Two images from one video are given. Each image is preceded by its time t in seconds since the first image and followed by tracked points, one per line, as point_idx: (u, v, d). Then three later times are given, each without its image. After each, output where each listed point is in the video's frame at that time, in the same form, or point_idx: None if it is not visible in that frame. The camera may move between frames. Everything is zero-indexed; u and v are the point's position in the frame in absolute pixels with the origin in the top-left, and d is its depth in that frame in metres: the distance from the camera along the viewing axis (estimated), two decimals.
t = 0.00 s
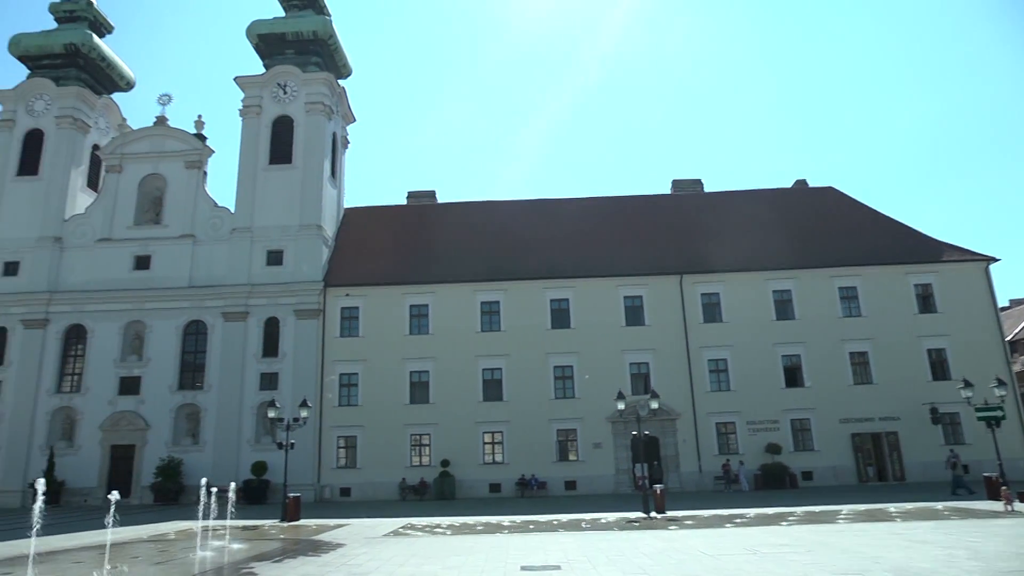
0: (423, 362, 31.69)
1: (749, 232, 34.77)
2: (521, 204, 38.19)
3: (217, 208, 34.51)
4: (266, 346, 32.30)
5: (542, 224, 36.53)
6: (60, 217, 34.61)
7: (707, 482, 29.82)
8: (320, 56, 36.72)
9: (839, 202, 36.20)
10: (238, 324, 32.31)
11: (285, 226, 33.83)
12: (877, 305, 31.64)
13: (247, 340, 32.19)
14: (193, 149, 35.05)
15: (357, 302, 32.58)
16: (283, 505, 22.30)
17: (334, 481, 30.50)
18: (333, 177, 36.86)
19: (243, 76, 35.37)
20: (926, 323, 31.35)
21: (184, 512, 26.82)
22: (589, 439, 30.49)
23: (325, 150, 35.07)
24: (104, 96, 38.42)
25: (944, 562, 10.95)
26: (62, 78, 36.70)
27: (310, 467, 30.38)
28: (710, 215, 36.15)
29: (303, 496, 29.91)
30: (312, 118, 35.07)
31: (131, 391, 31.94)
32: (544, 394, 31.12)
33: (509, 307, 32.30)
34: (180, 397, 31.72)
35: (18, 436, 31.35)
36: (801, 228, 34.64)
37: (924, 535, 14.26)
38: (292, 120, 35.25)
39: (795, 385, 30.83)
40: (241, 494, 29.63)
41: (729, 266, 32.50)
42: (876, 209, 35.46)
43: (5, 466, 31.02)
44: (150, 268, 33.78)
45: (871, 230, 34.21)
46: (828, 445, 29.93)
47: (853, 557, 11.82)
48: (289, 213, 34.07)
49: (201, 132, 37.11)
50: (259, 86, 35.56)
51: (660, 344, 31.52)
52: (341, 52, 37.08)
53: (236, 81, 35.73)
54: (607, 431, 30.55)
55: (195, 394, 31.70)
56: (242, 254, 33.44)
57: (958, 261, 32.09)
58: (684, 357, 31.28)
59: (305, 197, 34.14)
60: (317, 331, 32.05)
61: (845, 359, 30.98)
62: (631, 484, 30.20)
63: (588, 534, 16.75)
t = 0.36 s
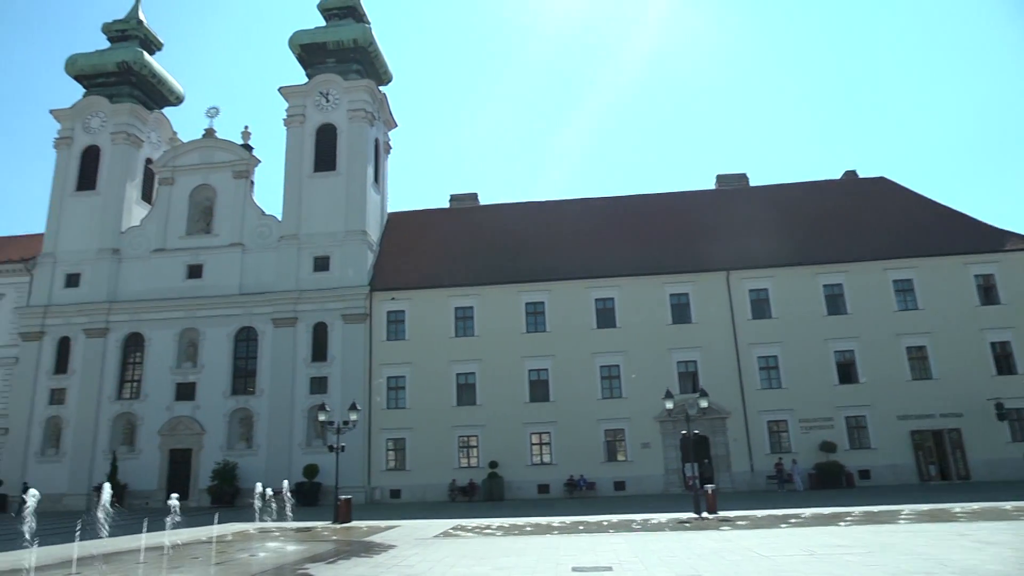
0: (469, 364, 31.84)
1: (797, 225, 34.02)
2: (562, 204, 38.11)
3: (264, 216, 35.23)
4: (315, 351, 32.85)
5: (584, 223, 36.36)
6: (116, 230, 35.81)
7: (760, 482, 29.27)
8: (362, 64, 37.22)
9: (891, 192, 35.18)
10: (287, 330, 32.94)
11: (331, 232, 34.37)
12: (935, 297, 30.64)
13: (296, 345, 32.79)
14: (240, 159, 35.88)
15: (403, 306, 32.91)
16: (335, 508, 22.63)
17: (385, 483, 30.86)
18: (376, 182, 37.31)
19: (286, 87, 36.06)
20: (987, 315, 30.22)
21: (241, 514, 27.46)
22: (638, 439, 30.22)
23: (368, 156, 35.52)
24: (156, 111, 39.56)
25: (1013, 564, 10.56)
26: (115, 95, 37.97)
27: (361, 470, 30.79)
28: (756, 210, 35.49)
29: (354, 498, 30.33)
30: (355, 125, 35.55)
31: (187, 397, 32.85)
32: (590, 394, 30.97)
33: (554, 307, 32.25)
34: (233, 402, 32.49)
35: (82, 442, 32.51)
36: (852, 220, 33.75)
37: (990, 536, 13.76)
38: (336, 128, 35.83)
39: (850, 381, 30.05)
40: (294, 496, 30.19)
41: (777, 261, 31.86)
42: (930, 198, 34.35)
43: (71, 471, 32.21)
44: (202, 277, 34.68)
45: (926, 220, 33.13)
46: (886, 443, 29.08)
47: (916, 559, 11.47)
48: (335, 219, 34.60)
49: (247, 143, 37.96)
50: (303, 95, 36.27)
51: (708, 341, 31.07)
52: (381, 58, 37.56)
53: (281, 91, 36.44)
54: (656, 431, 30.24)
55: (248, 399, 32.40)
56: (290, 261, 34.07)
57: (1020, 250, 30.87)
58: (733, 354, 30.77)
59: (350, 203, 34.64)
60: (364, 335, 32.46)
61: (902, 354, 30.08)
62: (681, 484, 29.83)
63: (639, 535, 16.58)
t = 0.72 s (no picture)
0: (518, 365, 31.86)
1: (851, 218, 33.08)
2: (608, 203, 37.87)
3: (314, 222, 35.88)
4: (366, 354, 33.30)
5: (630, 222, 36.05)
6: (174, 239, 36.93)
7: (817, 482, 28.53)
8: (406, 70, 37.66)
9: (951, 180, 33.90)
10: (338, 334, 33.46)
11: (379, 236, 34.80)
12: (1001, 289, 29.40)
13: (348, 349, 33.30)
14: (290, 167, 36.65)
15: (451, 308, 33.14)
16: (388, 508, 22.88)
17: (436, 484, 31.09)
18: (423, 186, 37.66)
19: (333, 95, 36.69)
20: None
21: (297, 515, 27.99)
22: (690, 439, 29.78)
23: (414, 160, 35.87)
24: (209, 123, 40.69)
25: None
26: (171, 109, 39.23)
27: (412, 471, 31.08)
28: (808, 203, 34.65)
29: (407, 499, 30.63)
30: (400, 130, 35.95)
31: (244, 400, 33.68)
32: (641, 394, 30.66)
33: (602, 307, 32.05)
34: (288, 405, 33.16)
35: (145, 445, 33.61)
36: (910, 211, 32.64)
37: None
38: (382, 133, 36.31)
39: (911, 378, 29.08)
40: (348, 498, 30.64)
41: (832, 255, 31.03)
42: (994, 186, 32.98)
43: (135, 473, 33.32)
44: (256, 283, 35.51)
45: (990, 208, 31.79)
46: (952, 442, 28.02)
47: (988, 563, 11.00)
48: (382, 224, 35.03)
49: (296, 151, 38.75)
50: (349, 103, 36.86)
51: (761, 339, 30.44)
52: (425, 63, 37.98)
53: (327, 99, 37.10)
54: (709, 431, 29.75)
55: (302, 402, 33.03)
56: (340, 266, 34.61)
57: None
58: (786, 352, 30.09)
59: (397, 207, 35.04)
60: (414, 338, 32.78)
61: (967, 350, 28.97)
62: (736, 485, 29.28)
63: (695, 537, 16.32)
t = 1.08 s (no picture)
0: (568, 365, 31.76)
1: (910, 209, 31.98)
2: (655, 200, 37.47)
3: (364, 226, 36.41)
4: (416, 356, 33.63)
5: (678, 218, 35.59)
6: (229, 246, 37.94)
7: (879, 483, 27.67)
8: (450, 73, 37.94)
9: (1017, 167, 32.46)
10: (389, 336, 33.87)
11: (427, 239, 35.11)
12: None
13: (398, 351, 33.69)
14: (339, 173, 37.29)
15: (500, 309, 33.23)
16: (441, 509, 23.04)
17: (488, 484, 31.22)
18: (469, 187, 37.85)
19: (379, 100, 37.18)
20: None
21: (353, 515, 28.44)
22: (744, 438, 29.22)
23: (460, 162, 36.09)
24: (261, 132, 41.68)
25: None
26: (224, 119, 40.32)
27: (464, 472, 31.27)
28: (863, 195, 33.64)
29: (459, 499, 30.83)
30: (446, 133, 36.23)
31: (299, 402, 34.38)
32: (693, 393, 30.23)
33: (652, 305, 31.70)
34: (341, 406, 33.72)
35: (205, 446, 34.59)
36: (973, 200, 31.39)
37: None
38: (428, 137, 36.64)
39: (979, 375, 27.95)
40: (402, 498, 31.00)
41: (890, 248, 30.06)
42: None
43: (197, 473, 34.34)
44: (308, 287, 36.22)
45: None
46: None
47: None
48: (430, 226, 35.33)
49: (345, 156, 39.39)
50: (396, 107, 37.29)
51: (817, 336, 29.68)
52: (469, 65, 38.19)
53: (374, 105, 37.62)
54: (764, 430, 29.14)
55: (355, 404, 33.55)
56: (389, 269, 35.02)
57: None
58: (844, 348, 29.28)
59: (444, 210, 35.28)
60: (464, 339, 32.97)
61: None
62: (793, 485, 28.60)
63: (752, 538, 15.99)
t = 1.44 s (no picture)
0: (618, 364, 31.48)
1: (971, 196, 30.74)
2: (702, 195, 36.89)
3: (411, 230, 36.76)
4: (466, 357, 33.78)
5: (727, 213, 34.99)
6: (281, 252, 38.77)
7: (946, 481, 26.64)
8: (493, 75, 38.06)
9: None
10: (439, 338, 34.10)
11: (474, 240, 35.25)
12: None
13: (448, 352, 33.90)
14: (386, 178, 37.74)
15: (548, 309, 33.16)
16: (494, 509, 23.08)
17: (540, 485, 31.17)
18: (515, 188, 37.87)
19: (424, 104, 37.51)
20: None
21: (407, 516, 28.71)
22: (801, 436, 28.49)
23: (505, 163, 36.13)
24: (309, 140, 42.47)
25: None
26: (273, 129, 41.23)
27: (516, 472, 31.29)
28: (921, 182, 32.47)
29: (512, 500, 30.86)
30: (491, 134, 36.30)
31: (351, 405, 34.91)
32: (747, 390, 29.63)
33: (702, 302, 31.19)
34: (393, 408, 34.11)
35: (263, 449, 35.41)
36: None
37: None
38: (473, 139, 36.81)
39: None
40: (454, 499, 31.18)
41: (952, 238, 28.94)
42: None
43: (255, 476, 35.17)
44: (358, 292, 36.75)
45: None
46: None
47: None
48: (476, 228, 35.47)
49: (391, 161, 39.85)
50: (440, 111, 37.59)
51: (876, 330, 28.76)
52: (512, 66, 38.24)
53: (418, 109, 37.96)
54: (822, 428, 28.37)
55: (406, 406, 33.90)
56: (437, 272, 35.28)
57: None
58: (905, 343, 28.30)
59: (490, 211, 35.37)
60: (513, 340, 32.98)
61: None
62: (854, 484, 27.76)
63: (813, 539, 15.55)
